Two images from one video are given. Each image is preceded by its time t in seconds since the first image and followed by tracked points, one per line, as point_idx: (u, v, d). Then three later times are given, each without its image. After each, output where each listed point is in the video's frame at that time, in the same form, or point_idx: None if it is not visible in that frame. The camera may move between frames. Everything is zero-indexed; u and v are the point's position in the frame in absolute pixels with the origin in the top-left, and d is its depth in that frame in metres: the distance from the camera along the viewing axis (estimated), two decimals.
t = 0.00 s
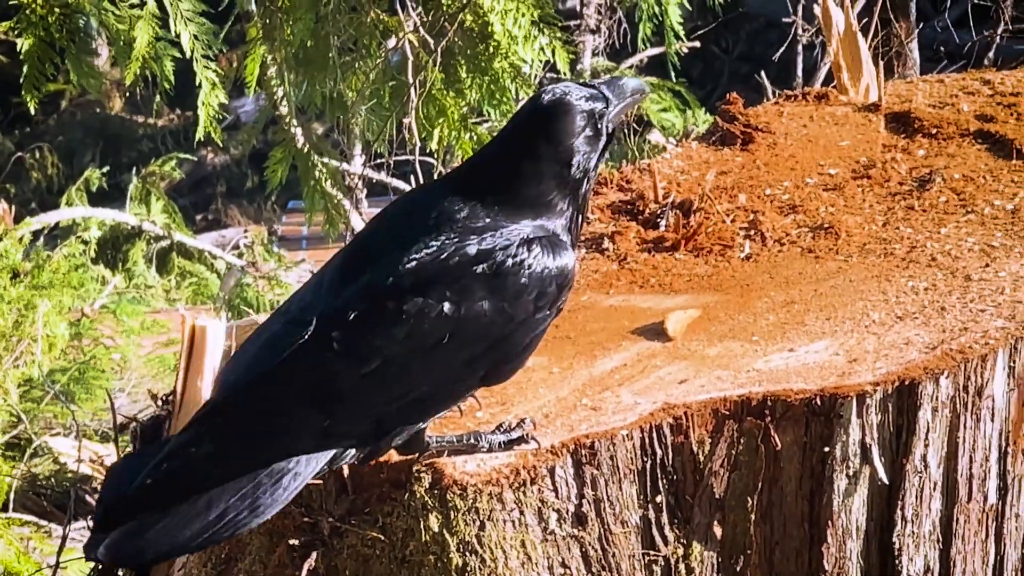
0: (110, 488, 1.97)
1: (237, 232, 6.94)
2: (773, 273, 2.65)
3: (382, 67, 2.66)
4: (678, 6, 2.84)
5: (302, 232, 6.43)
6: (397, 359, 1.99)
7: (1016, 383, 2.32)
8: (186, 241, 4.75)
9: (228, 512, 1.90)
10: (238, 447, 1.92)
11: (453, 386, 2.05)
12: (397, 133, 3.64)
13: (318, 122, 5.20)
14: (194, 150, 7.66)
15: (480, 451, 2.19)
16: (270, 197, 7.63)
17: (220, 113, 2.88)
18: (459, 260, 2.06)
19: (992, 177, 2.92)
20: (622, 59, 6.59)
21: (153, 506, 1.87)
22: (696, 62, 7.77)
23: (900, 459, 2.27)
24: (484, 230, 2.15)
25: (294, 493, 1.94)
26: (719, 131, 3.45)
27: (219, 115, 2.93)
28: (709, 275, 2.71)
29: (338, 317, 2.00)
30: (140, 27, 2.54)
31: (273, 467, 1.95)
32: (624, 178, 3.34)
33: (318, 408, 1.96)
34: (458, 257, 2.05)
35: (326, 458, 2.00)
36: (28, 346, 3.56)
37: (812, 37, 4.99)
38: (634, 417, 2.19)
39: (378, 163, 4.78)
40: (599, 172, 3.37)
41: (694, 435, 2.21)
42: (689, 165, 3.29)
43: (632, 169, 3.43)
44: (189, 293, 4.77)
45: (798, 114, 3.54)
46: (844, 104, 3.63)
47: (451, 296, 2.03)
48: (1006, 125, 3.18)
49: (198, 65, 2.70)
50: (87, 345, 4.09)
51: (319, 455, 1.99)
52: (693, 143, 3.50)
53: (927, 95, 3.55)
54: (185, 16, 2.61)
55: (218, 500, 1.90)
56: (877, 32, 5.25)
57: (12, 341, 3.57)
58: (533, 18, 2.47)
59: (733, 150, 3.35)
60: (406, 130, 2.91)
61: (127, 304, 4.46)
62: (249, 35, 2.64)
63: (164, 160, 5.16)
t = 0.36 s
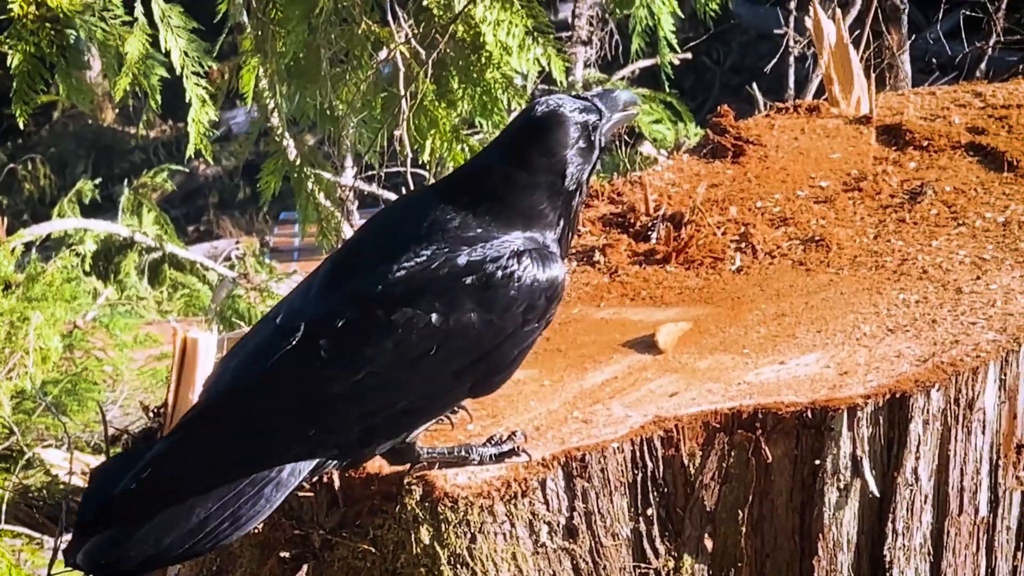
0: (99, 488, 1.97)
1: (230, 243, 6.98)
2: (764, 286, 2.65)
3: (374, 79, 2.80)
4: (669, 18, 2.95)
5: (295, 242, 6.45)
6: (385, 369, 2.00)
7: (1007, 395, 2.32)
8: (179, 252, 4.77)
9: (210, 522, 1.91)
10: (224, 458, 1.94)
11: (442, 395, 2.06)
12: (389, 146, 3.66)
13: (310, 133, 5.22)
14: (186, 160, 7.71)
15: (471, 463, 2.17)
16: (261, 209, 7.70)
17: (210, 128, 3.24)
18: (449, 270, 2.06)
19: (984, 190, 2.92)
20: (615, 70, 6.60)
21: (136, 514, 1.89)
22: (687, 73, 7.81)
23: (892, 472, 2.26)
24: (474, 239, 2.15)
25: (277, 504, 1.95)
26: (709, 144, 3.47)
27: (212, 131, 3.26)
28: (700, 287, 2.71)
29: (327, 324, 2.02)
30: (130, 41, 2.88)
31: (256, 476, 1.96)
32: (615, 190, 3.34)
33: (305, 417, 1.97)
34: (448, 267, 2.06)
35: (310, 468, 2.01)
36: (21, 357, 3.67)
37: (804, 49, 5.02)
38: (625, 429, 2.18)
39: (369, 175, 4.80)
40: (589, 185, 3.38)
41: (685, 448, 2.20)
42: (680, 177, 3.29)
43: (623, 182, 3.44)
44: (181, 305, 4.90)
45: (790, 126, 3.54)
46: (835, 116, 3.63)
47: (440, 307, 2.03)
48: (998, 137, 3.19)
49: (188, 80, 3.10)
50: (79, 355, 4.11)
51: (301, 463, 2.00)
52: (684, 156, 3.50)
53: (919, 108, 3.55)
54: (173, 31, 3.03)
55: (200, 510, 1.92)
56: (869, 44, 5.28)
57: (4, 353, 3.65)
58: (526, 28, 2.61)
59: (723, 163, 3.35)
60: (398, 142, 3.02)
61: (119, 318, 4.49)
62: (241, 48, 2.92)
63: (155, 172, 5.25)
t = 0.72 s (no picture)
0: (76, 472, 2.02)
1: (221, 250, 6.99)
2: (756, 294, 2.65)
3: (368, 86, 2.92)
4: (664, 24, 2.94)
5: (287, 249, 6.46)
6: (362, 358, 2.03)
7: (1000, 404, 2.32)
8: (170, 260, 4.82)
9: (179, 505, 1.95)
10: (196, 444, 1.98)
11: (419, 387, 2.07)
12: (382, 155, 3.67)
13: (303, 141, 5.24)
14: (178, 168, 7.73)
15: (463, 471, 2.16)
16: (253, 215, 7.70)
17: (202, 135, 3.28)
18: (427, 261, 2.07)
19: (976, 198, 2.93)
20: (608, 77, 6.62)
21: (105, 496, 1.93)
22: (679, 81, 7.82)
23: (884, 480, 2.26)
24: (455, 230, 2.16)
25: (247, 489, 1.99)
26: (703, 152, 3.43)
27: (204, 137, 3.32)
28: (692, 296, 2.71)
29: (305, 314, 2.04)
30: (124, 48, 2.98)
31: (229, 462, 1.99)
32: (608, 199, 3.34)
33: (284, 405, 2.01)
34: (427, 258, 2.06)
35: (282, 457, 2.03)
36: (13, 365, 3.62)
37: (796, 58, 5.02)
38: (618, 438, 2.17)
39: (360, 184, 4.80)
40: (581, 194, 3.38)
41: (677, 455, 2.20)
42: (673, 185, 3.30)
43: (615, 190, 3.44)
44: (172, 312, 4.87)
45: (782, 134, 3.54)
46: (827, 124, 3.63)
47: (418, 298, 2.04)
48: (990, 145, 3.20)
49: (182, 85, 3.14)
50: (72, 362, 4.11)
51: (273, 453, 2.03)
52: (677, 164, 3.50)
53: (911, 116, 3.55)
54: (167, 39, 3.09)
55: (169, 492, 1.95)
56: (861, 52, 5.29)
57: None
58: (517, 36, 2.75)
59: (716, 171, 3.35)
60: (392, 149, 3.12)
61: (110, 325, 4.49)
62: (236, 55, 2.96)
63: (146, 180, 5.26)
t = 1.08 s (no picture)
0: (52, 460, 2.03)
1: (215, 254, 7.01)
2: (751, 299, 2.65)
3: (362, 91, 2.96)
4: (656, 30, 2.95)
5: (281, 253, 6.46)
6: (344, 354, 2.03)
7: (994, 408, 2.33)
8: (163, 263, 4.89)
9: (153, 492, 1.95)
10: (171, 431, 1.99)
11: (403, 385, 2.07)
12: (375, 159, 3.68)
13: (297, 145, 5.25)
14: (172, 172, 7.74)
15: (457, 475, 2.17)
16: (245, 220, 7.72)
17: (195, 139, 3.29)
18: (412, 257, 2.07)
19: (971, 202, 2.93)
20: (601, 81, 6.62)
21: (81, 481, 1.93)
22: (672, 85, 7.83)
23: (879, 484, 2.26)
24: (442, 226, 2.16)
25: (222, 480, 1.99)
26: (697, 156, 3.47)
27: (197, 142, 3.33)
28: (687, 300, 2.71)
29: (290, 309, 2.05)
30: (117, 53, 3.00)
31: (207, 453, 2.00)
32: (602, 203, 3.34)
33: (267, 397, 2.02)
34: (412, 254, 2.07)
35: (259, 450, 2.04)
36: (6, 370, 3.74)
37: (789, 62, 5.03)
38: (612, 442, 2.18)
39: (353, 188, 4.80)
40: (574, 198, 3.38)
41: (672, 460, 2.20)
42: (667, 190, 3.30)
43: (609, 194, 3.44)
44: (165, 316, 4.94)
45: (777, 138, 3.55)
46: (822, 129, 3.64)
47: (402, 294, 2.04)
48: (985, 149, 3.20)
49: (173, 91, 3.14)
50: (65, 367, 4.10)
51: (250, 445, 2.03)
52: (671, 168, 3.50)
53: (905, 120, 3.56)
54: (160, 43, 3.11)
55: (142, 478, 1.96)
56: (856, 57, 5.30)
57: None
58: (511, 41, 2.80)
59: (710, 176, 3.35)
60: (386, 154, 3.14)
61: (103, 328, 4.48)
62: (228, 60, 3.00)
63: (140, 184, 5.26)
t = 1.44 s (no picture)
0: (49, 459, 2.04)
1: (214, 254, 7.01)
2: (748, 298, 2.65)
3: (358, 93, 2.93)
4: (653, 30, 2.95)
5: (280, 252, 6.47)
6: (342, 355, 2.03)
7: (991, 408, 2.32)
8: (161, 262, 4.89)
9: (151, 494, 1.95)
10: (169, 431, 1.99)
11: (401, 387, 2.07)
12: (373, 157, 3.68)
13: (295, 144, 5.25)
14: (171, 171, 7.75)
15: (453, 474, 2.16)
16: (244, 220, 7.73)
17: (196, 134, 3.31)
18: (411, 258, 2.07)
19: (968, 202, 2.93)
20: (599, 81, 6.62)
21: (78, 483, 1.93)
22: (671, 85, 7.83)
23: (875, 484, 2.26)
24: (441, 226, 2.16)
25: (219, 482, 1.98)
26: (693, 155, 3.46)
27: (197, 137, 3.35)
28: (684, 299, 2.71)
29: (288, 308, 2.05)
30: (118, 48, 3.02)
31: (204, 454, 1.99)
32: (600, 202, 3.34)
33: (265, 398, 2.02)
34: (411, 255, 2.07)
35: (257, 451, 2.03)
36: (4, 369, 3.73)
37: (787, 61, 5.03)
38: (609, 441, 2.18)
39: (351, 187, 4.79)
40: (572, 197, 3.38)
41: (669, 459, 2.20)
42: (665, 189, 3.30)
43: (606, 193, 3.44)
44: (164, 315, 4.91)
45: (774, 137, 3.54)
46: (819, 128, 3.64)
47: (401, 295, 2.04)
48: (982, 149, 3.20)
49: (176, 85, 3.17)
50: (63, 366, 4.10)
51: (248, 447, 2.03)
52: (668, 167, 3.50)
53: (903, 119, 3.55)
54: (160, 37, 3.11)
55: (140, 479, 1.96)
56: (854, 56, 5.30)
57: None
58: (507, 41, 2.80)
59: (708, 175, 3.35)
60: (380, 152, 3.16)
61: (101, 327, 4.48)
62: (226, 59, 3.00)
63: (139, 183, 5.27)
